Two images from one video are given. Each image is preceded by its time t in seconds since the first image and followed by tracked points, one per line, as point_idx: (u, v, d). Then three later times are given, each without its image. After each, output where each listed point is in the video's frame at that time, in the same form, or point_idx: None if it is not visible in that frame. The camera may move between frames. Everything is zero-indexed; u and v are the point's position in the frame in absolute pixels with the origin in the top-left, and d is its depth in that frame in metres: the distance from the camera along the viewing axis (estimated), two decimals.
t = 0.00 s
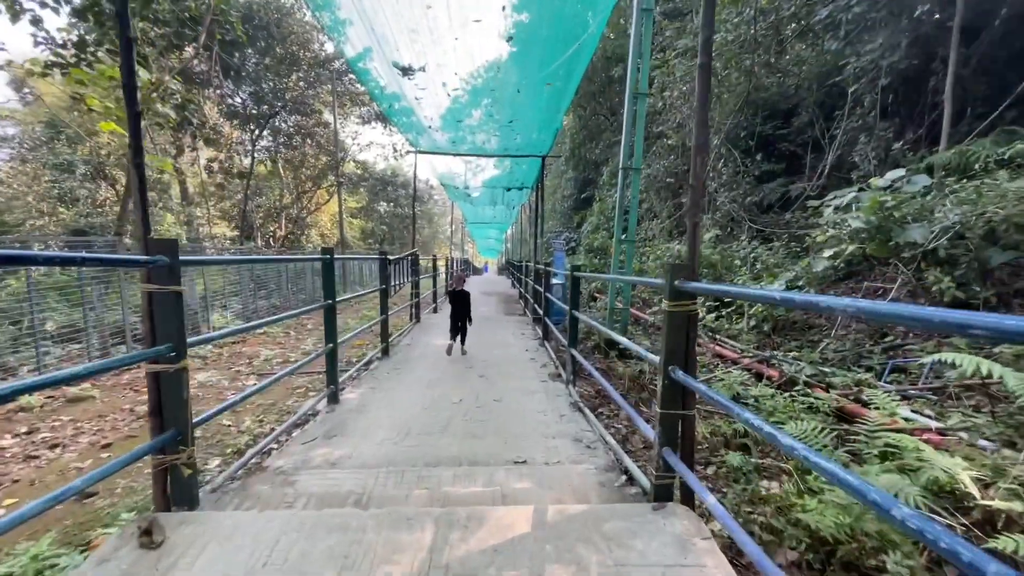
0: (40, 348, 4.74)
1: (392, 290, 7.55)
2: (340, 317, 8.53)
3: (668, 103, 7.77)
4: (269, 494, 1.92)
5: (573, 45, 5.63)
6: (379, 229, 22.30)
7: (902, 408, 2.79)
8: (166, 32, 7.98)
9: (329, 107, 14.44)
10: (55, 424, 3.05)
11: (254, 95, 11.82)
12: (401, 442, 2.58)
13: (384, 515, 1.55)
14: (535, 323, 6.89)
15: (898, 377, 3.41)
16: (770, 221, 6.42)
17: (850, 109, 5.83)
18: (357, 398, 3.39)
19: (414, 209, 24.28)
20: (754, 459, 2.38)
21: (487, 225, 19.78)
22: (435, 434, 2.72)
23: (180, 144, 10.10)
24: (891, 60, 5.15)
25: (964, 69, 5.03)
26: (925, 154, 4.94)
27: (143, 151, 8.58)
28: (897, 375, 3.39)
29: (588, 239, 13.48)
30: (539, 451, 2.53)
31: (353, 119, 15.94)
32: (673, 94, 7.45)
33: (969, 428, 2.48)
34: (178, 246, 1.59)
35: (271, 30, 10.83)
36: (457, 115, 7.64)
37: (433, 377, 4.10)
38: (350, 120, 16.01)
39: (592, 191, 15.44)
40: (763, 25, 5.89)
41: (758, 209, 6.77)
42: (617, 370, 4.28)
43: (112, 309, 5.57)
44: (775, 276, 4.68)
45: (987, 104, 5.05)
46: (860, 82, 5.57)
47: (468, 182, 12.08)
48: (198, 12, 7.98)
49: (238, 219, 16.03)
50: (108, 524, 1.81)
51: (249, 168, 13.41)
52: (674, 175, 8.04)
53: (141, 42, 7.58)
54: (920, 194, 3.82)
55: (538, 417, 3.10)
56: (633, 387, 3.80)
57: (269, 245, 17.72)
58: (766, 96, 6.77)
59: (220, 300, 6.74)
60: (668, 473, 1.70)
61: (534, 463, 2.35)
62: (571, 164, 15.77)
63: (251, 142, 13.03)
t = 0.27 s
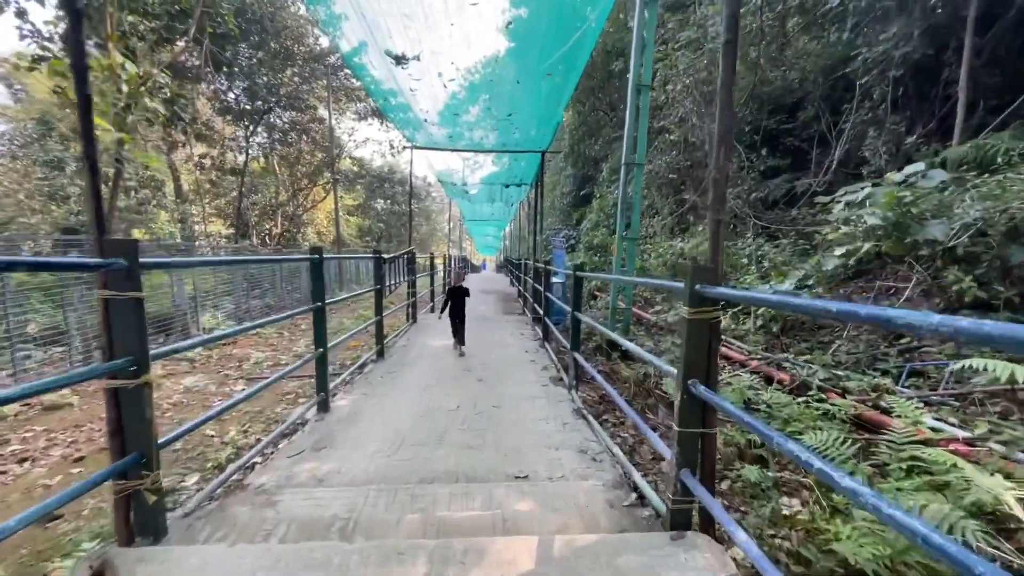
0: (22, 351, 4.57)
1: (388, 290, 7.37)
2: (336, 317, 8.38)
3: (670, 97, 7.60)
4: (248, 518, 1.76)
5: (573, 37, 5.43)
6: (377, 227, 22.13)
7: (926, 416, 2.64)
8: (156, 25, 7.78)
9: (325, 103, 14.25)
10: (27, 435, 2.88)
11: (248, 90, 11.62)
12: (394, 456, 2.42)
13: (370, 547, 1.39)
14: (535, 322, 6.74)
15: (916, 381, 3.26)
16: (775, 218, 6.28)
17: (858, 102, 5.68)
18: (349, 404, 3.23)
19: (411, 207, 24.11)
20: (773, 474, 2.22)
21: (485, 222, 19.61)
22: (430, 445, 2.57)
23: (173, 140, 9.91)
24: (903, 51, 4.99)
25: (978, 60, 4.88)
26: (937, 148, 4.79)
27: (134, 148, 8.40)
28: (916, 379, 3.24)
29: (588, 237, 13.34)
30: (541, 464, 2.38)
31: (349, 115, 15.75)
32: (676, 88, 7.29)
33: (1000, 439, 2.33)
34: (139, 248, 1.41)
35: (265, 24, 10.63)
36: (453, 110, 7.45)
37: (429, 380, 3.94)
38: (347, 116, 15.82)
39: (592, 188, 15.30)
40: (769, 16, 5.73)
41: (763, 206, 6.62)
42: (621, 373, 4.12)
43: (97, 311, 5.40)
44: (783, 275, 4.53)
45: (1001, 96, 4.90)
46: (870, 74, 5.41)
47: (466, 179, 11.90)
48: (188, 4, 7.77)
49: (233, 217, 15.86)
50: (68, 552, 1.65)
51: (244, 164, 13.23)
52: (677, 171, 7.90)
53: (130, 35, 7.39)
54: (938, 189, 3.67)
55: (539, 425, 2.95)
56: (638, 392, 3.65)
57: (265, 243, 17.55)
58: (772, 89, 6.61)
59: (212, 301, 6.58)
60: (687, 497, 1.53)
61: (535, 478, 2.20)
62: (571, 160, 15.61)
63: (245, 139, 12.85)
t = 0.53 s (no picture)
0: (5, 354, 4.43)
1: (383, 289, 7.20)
2: (333, 316, 8.24)
3: (673, 90, 7.43)
4: (227, 545, 1.62)
5: (572, 29, 5.25)
6: (376, 224, 21.99)
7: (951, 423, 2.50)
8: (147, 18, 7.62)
9: (321, 99, 14.08)
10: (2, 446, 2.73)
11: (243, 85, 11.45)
12: (388, 469, 2.28)
13: None
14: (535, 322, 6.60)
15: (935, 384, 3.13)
16: (782, 214, 6.14)
17: (867, 95, 5.53)
18: (341, 411, 3.09)
19: (410, 204, 23.97)
20: (792, 488, 2.09)
21: (484, 219, 19.46)
22: (426, 457, 2.43)
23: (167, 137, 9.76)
24: (915, 42, 4.84)
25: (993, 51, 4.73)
26: (951, 142, 4.65)
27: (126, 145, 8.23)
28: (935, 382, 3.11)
29: (588, 233, 13.21)
30: (543, 477, 2.24)
31: (346, 110, 15.58)
32: (679, 81, 7.12)
33: None
34: (95, 251, 1.26)
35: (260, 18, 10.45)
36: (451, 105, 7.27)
37: (426, 384, 3.80)
38: (344, 112, 15.65)
39: (592, 184, 15.16)
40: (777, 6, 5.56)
41: (768, 202, 6.48)
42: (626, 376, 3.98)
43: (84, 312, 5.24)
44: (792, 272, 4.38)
45: (1016, 88, 4.76)
46: (881, 65, 5.25)
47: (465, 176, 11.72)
48: None
49: (230, 214, 15.72)
50: None
51: (240, 161, 13.08)
52: (680, 166, 7.75)
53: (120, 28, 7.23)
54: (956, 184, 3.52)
55: (540, 432, 2.81)
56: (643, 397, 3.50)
57: (262, 240, 17.39)
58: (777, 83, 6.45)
59: (205, 300, 6.43)
60: (706, 523, 1.39)
61: (538, 493, 2.06)
62: (570, 156, 15.47)
63: (242, 135, 12.70)
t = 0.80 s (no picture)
0: None
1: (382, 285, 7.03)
2: (332, 314, 8.09)
3: (681, 83, 7.23)
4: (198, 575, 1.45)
5: (577, 21, 5.04)
6: (377, 221, 21.86)
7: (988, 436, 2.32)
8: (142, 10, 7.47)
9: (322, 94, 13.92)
10: None
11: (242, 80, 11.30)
12: (382, 484, 2.11)
13: None
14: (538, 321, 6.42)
15: (964, 391, 2.94)
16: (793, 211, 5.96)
17: (884, 88, 5.33)
18: (334, 418, 2.92)
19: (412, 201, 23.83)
20: (822, 509, 1.91)
21: (486, 215, 19.30)
22: (422, 469, 2.26)
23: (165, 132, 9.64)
24: (937, 31, 4.63)
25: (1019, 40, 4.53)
26: (974, 135, 4.46)
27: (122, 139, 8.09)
28: (964, 389, 2.93)
29: (592, 230, 13.03)
30: (549, 493, 2.07)
31: (347, 106, 15.41)
32: (687, 74, 6.92)
33: None
34: (31, 249, 1.09)
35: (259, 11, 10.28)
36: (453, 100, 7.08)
37: (425, 387, 3.63)
38: (345, 108, 15.50)
39: (595, 181, 14.98)
40: None
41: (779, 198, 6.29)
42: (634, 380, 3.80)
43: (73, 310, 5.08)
44: (808, 271, 4.19)
45: None
46: (900, 55, 5.03)
47: (467, 172, 11.55)
48: None
49: (230, 211, 15.60)
50: None
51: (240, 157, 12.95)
52: (687, 162, 7.56)
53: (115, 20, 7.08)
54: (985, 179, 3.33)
55: (545, 442, 2.64)
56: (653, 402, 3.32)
57: (262, 237, 17.29)
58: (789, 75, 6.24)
59: (201, 299, 6.28)
60: (737, 561, 1.22)
61: (543, 513, 1.89)
62: (574, 152, 15.29)
63: (241, 131, 12.57)
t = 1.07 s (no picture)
0: None
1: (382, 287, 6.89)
2: (334, 316, 7.94)
3: (692, 79, 7.02)
4: None
5: (584, 15, 4.84)
6: (381, 220, 21.83)
7: None
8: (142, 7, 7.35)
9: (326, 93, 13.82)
10: None
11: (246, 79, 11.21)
12: (379, 507, 1.95)
13: None
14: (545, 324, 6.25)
15: (1002, 403, 2.75)
16: (809, 210, 5.76)
17: (907, 82, 5.12)
18: (331, 430, 2.76)
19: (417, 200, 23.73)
20: (859, 541, 1.73)
21: (491, 215, 19.14)
22: (423, 489, 2.11)
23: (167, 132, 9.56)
24: (966, 21, 4.42)
25: None
26: (1004, 132, 4.25)
27: (122, 138, 8.00)
28: (1002, 400, 2.74)
29: (598, 230, 12.84)
30: (561, 518, 1.91)
31: (351, 104, 15.29)
32: (698, 69, 6.72)
33: None
34: None
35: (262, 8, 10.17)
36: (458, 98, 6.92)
37: (428, 396, 3.47)
38: (349, 107, 15.39)
39: (601, 180, 14.80)
40: None
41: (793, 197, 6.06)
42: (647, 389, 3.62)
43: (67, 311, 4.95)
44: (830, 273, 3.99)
45: None
46: (925, 47, 4.81)
47: (472, 171, 11.38)
48: None
49: (234, 210, 15.55)
50: None
51: (243, 156, 12.86)
52: (698, 160, 7.36)
53: (114, 16, 6.97)
54: None
55: (555, 458, 2.47)
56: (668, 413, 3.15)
57: (266, 237, 17.24)
58: (806, 69, 6.03)
59: (200, 300, 6.14)
60: None
61: (555, 543, 1.73)
62: (580, 151, 15.10)
63: (244, 130, 12.48)
